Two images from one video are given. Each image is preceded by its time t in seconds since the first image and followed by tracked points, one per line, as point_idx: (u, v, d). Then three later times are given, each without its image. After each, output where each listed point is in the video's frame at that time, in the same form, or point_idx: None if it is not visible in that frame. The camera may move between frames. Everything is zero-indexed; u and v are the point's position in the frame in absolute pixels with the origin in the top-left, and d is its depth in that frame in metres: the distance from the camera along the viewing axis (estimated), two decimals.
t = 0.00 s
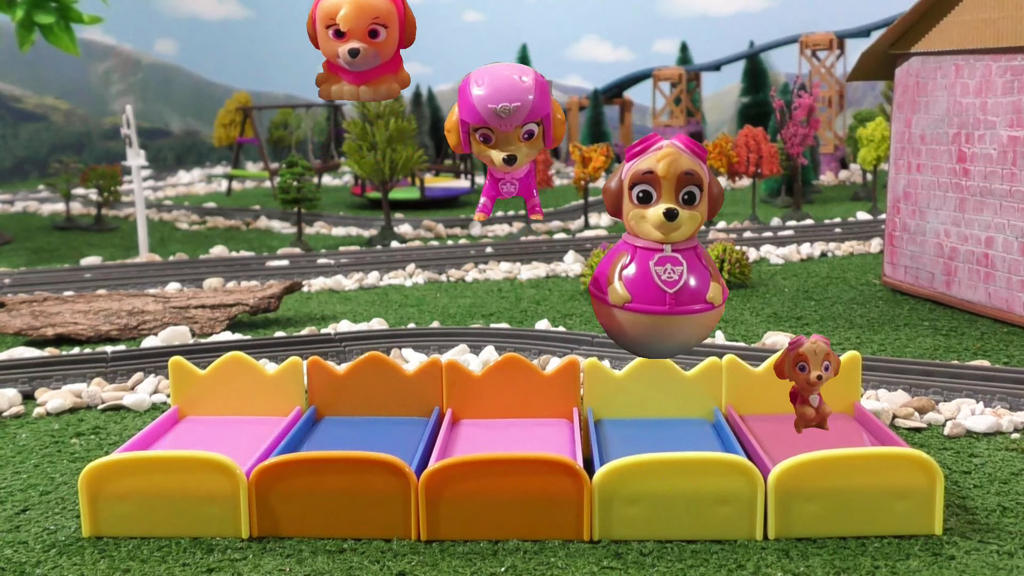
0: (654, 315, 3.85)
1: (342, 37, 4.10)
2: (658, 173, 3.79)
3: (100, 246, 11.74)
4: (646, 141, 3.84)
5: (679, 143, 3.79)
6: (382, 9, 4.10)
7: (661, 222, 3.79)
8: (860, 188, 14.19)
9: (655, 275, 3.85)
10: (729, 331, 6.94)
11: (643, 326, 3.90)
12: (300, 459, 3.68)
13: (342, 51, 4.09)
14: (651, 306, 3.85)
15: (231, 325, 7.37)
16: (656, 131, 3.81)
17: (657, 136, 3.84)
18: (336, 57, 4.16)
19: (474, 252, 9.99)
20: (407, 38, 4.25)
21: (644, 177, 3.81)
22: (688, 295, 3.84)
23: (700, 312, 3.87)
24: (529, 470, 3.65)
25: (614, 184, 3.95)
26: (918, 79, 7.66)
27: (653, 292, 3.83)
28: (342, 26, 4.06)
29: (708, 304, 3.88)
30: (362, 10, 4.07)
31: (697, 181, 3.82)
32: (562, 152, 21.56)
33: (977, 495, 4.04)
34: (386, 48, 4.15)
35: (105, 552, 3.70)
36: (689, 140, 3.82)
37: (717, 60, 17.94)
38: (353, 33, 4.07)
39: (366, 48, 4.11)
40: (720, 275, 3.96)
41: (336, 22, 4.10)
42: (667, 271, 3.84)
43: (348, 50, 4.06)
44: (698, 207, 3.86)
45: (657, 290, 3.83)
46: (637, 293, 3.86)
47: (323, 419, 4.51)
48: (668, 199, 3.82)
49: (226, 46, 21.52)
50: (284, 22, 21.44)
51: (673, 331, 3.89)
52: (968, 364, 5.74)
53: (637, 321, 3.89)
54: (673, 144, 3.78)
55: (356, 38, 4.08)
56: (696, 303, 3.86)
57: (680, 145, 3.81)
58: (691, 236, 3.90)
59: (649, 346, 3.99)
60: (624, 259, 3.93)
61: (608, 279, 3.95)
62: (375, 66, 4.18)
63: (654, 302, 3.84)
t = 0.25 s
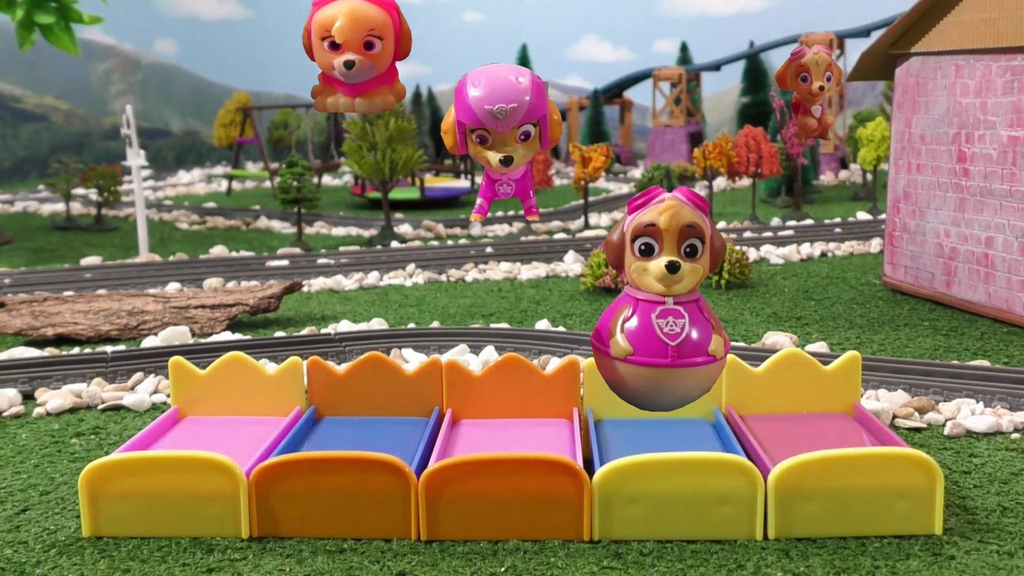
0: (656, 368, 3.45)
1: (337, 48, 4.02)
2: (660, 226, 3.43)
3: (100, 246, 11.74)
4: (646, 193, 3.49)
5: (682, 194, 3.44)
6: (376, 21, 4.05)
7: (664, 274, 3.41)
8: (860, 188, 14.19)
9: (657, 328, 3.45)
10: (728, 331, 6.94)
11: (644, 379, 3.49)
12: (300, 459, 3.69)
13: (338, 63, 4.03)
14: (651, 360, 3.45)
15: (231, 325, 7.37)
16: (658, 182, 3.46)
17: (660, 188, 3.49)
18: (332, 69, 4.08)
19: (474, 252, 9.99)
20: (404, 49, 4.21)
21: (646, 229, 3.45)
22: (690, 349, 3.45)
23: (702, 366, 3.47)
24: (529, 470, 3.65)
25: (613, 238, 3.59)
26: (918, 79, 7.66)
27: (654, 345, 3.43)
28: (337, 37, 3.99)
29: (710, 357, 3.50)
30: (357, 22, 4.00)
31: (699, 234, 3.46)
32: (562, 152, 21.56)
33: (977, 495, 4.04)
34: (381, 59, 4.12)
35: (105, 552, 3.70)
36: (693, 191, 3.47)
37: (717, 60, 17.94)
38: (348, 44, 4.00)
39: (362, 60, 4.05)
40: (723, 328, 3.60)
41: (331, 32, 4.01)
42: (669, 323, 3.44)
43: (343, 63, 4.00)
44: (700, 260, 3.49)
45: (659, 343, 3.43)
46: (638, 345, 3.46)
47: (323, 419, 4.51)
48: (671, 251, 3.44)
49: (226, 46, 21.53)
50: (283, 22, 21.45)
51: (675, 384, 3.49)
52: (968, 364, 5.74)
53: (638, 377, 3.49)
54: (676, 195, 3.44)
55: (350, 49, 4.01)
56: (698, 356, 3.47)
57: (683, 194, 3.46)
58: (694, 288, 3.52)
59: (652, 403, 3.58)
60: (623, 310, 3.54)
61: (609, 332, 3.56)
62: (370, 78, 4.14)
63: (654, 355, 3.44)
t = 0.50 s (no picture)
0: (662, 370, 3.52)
1: (335, 217, 4.01)
2: (665, 229, 3.48)
3: (100, 246, 11.74)
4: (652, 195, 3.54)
5: (687, 198, 3.49)
6: (376, 190, 4.04)
7: (668, 277, 3.47)
8: (860, 188, 14.19)
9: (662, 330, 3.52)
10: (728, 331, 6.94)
11: (649, 382, 3.57)
12: (300, 459, 3.69)
13: (336, 233, 4.01)
14: (657, 363, 3.52)
15: (231, 325, 7.37)
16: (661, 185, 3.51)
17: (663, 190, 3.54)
18: (330, 237, 4.07)
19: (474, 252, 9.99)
20: (403, 217, 4.19)
21: (650, 233, 3.50)
22: (695, 351, 3.52)
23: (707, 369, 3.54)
24: (529, 470, 3.65)
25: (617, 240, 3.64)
26: (918, 79, 7.66)
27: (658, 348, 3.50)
28: (336, 207, 3.98)
29: (715, 360, 3.56)
30: (356, 191, 3.99)
31: (704, 236, 3.51)
32: (562, 152, 21.55)
33: (977, 495, 4.04)
34: (379, 228, 4.09)
35: (105, 552, 3.70)
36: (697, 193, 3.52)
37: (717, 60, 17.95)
38: (347, 214, 4.00)
39: (360, 229, 4.03)
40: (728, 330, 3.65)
41: (330, 202, 4.00)
42: (674, 326, 3.51)
43: (341, 233, 3.98)
44: (705, 263, 3.54)
45: (663, 346, 3.50)
46: (644, 348, 3.53)
47: (323, 419, 4.51)
48: (676, 254, 3.50)
49: (226, 46, 21.54)
50: (283, 22, 21.45)
51: (679, 386, 3.56)
52: (968, 364, 5.74)
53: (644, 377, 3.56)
54: (681, 198, 3.50)
55: (349, 218, 4.01)
56: (703, 358, 3.54)
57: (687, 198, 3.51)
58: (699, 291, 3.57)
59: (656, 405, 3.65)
60: (629, 314, 3.60)
61: (614, 334, 3.62)
62: (369, 247, 4.12)
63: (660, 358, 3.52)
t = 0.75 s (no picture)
0: (663, 291, 4.76)
1: (340, 259, 4.33)
2: (666, 150, 4.49)
3: (100, 246, 11.74)
4: (654, 121, 4.57)
5: (687, 123, 4.50)
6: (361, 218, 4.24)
7: (670, 199, 4.56)
8: (860, 188, 14.20)
9: (664, 252, 4.73)
10: (729, 331, 6.94)
11: (650, 302, 4.80)
12: (300, 459, 3.68)
13: (347, 270, 4.35)
14: (660, 284, 4.76)
15: (231, 325, 7.37)
16: (663, 112, 4.52)
17: (664, 115, 4.55)
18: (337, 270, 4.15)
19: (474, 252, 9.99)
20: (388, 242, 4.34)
21: (652, 154, 4.53)
22: (695, 272, 4.75)
23: (706, 288, 4.80)
24: (529, 470, 3.65)
25: (623, 163, 4.71)
26: (918, 79, 7.66)
27: (659, 271, 4.73)
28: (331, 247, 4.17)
29: (715, 281, 4.81)
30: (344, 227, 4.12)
31: (704, 158, 4.54)
32: (562, 152, 21.55)
33: (977, 495, 4.04)
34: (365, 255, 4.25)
35: (105, 552, 3.70)
36: (696, 119, 4.53)
37: (718, 60, 17.95)
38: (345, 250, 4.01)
39: (360, 260, 4.37)
40: (726, 254, 4.86)
41: (327, 248, 4.30)
42: (674, 249, 4.73)
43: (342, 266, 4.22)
44: (705, 184, 4.60)
45: (665, 268, 4.72)
46: (644, 270, 4.75)
47: (323, 419, 4.51)
48: (676, 176, 4.54)
49: (226, 46, 21.53)
50: (284, 22, 21.44)
51: (680, 305, 4.81)
52: (968, 364, 5.74)
53: (647, 298, 4.79)
54: (681, 123, 4.50)
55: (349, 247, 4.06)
56: (702, 280, 4.78)
57: (688, 123, 4.52)
58: (698, 212, 4.68)
59: (659, 323, 4.90)
60: (633, 237, 4.82)
61: (616, 257, 4.84)
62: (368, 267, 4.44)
63: (663, 280, 4.75)
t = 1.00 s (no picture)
0: (662, 251, 4.05)
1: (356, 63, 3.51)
2: (665, 110, 3.87)
3: (100, 246, 11.74)
4: (653, 78, 3.95)
5: (686, 81, 3.87)
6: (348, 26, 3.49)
7: (668, 158, 3.94)
8: (860, 188, 14.20)
9: (663, 212, 4.04)
10: (729, 331, 6.94)
11: (650, 262, 4.12)
12: (300, 459, 3.68)
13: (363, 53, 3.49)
14: (658, 244, 4.05)
15: (231, 325, 7.37)
16: (663, 68, 3.89)
17: (664, 73, 3.91)
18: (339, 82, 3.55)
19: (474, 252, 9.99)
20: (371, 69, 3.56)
21: (651, 114, 3.91)
22: (695, 232, 4.06)
23: (706, 249, 4.08)
24: (529, 470, 3.65)
25: (622, 122, 4.08)
26: (918, 79, 7.66)
27: (659, 231, 4.02)
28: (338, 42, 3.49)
29: (715, 241, 4.10)
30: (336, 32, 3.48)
31: (704, 117, 3.90)
32: (562, 152, 21.54)
33: (977, 495, 4.04)
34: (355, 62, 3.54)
35: (105, 552, 3.70)
36: (696, 77, 3.89)
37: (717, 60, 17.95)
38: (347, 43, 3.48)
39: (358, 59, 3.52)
40: (727, 214, 4.19)
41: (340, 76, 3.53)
42: (674, 208, 4.04)
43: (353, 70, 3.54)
44: (705, 143, 3.97)
45: (663, 228, 4.02)
46: (644, 230, 4.06)
47: (323, 419, 4.51)
48: (676, 135, 3.92)
49: (226, 46, 21.52)
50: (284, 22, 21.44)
51: (679, 265, 4.11)
52: (968, 364, 5.74)
53: (645, 257, 4.11)
54: (681, 80, 3.86)
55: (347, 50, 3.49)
56: (703, 240, 4.08)
57: (687, 82, 3.88)
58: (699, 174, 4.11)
59: (656, 284, 4.22)
60: (631, 196, 4.14)
61: (615, 216, 4.14)
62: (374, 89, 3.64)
63: (662, 239, 4.04)
